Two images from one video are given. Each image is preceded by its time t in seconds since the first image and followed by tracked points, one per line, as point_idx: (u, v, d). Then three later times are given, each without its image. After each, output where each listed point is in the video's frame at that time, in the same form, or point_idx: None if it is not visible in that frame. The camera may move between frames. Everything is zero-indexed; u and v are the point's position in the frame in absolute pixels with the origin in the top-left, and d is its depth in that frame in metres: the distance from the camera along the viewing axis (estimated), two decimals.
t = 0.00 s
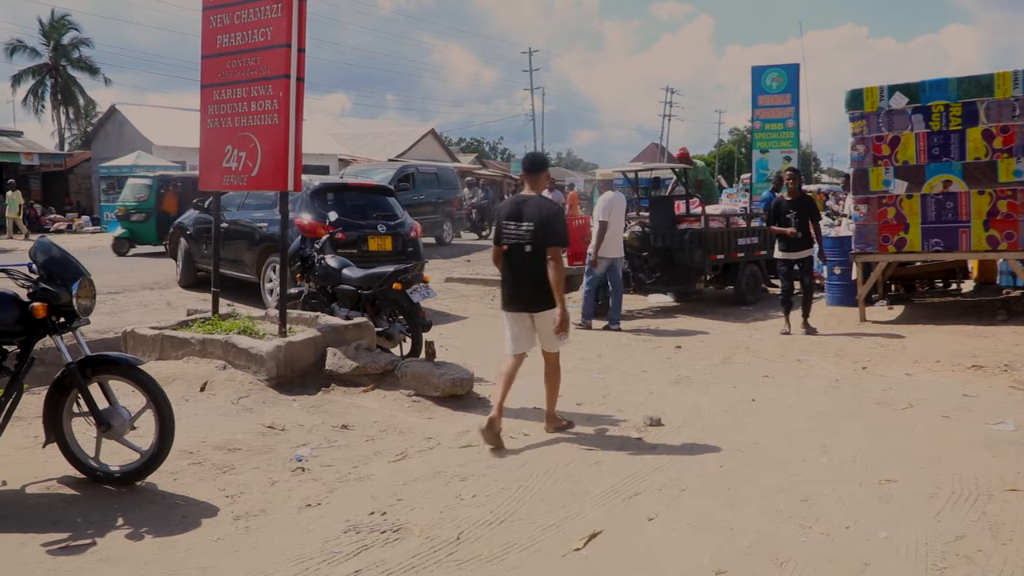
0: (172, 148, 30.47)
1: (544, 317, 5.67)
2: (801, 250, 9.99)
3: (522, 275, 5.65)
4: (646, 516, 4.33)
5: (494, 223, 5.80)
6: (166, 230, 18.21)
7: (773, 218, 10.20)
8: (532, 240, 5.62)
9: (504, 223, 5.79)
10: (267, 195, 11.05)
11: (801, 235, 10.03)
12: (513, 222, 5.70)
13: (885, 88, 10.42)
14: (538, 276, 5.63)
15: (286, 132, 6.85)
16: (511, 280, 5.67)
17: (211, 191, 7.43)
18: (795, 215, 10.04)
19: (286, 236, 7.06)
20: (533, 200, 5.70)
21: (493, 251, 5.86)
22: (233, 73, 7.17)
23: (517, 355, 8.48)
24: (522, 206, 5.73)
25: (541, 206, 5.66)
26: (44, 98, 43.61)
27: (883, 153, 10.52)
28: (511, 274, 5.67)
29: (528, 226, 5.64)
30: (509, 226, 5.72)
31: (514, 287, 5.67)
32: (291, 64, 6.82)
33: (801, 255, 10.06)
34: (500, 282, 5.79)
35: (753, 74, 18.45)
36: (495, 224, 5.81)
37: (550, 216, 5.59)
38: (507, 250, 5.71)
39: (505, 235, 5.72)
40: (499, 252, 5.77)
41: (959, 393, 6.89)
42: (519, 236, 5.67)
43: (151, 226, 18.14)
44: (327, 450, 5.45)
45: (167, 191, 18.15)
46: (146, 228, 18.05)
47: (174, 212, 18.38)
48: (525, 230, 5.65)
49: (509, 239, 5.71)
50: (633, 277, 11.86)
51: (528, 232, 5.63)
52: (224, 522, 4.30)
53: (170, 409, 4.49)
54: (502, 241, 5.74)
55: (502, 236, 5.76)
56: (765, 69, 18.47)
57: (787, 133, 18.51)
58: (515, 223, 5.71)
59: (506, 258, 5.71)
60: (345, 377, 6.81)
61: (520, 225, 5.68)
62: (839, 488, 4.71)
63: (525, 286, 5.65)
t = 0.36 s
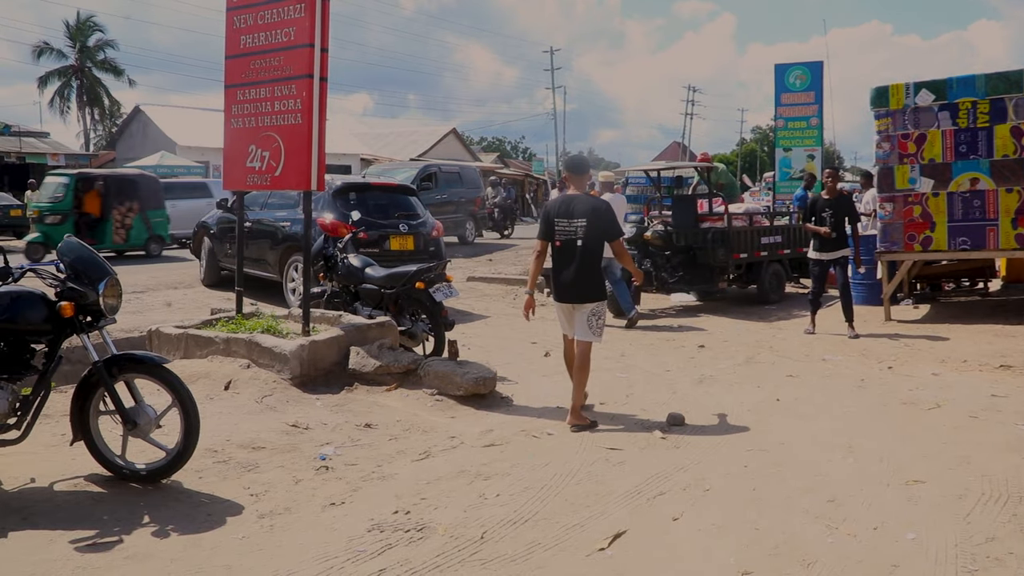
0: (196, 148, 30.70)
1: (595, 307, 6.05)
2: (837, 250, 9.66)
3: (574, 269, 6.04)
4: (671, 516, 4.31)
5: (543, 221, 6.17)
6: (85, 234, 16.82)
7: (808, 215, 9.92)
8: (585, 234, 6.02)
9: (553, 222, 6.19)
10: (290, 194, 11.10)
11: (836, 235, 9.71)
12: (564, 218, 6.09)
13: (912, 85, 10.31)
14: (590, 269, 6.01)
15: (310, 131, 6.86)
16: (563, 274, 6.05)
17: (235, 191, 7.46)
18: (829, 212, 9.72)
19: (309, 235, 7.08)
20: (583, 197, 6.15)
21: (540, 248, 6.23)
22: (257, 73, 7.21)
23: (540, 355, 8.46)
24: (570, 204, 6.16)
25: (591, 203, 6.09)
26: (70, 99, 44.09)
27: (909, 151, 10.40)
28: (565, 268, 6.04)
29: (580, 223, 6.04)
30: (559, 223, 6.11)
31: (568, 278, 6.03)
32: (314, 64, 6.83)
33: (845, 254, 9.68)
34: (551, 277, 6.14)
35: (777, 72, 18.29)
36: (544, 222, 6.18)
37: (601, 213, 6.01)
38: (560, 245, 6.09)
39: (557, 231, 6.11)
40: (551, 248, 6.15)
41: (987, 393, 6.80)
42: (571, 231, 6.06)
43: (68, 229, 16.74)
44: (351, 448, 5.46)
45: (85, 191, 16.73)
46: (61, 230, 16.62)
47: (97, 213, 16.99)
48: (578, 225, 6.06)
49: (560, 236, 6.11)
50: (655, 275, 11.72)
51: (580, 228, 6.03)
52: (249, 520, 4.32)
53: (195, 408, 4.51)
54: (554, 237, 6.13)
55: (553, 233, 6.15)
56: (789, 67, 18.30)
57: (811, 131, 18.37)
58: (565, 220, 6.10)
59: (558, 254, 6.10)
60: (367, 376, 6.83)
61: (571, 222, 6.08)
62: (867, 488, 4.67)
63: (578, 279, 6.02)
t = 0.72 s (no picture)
0: (214, 145, 30.83)
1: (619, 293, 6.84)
2: (866, 249, 9.50)
3: (601, 260, 6.78)
4: (689, 514, 4.29)
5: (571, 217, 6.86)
6: None
7: (845, 209, 9.77)
8: (611, 229, 6.77)
9: (579, 217, 6.89)
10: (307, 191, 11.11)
11: (868, 232, 9.52)
12: (592, 214, 6.81)
13: (933, 81, 10.25)
14: (615, 260, 6.78)
15: (328, 128, 6.88)
16: (591, 265, 6.78)
17: (254, 188, 7.49)
18: (864, 208, 9.49)
19: (328, 232, 7.09)
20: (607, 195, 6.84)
21: (568, 241, 6.94)
22: (275, 70, 7.23)
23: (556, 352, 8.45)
24: (596, 201, 6.86)
25: (615, 200, 6.81)
26: (90, 97, 44.40)
27: (929, 148, 10.31)
28: (593, 260, 6.76)
29: (607, 218, 6.77)
30: (587, 219, 6.83)
31: (596, 269, 6.78)
32: (332, 61, 6.85)
33: (876, 252, 9.51)
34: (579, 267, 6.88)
35: (795, 69, 18.15)
36: (573, 218, 6.89)
37: (625, 209, 6.75)
38: (588, 239, 6.82)
39: (585, 227, 6.82)
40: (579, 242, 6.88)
41: (1009, 392, 6.73)
42: (598, 226, 6.78)
43: None
44: (369, 445, 5.47)
45: None
46: None
47: None
48: (604, 221, 6.78)
49: (588, 230, 6.83)
50: (673, 273, 11.45)
51: (607, 223, 6.75)
52: (267, 516, 4.34)
53: (214, 404, 4.53)
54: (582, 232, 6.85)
55: (580, 228, 6.86)
56: (807, 63, 18.14)
57: (830, 128, 18.23)
58: (592, 216, 6.81)
59: (586, 246, 6.83)
60: (385, 372, 6.84)
61: (598, 217, 6.79)
62: (887, 487, 4.63)
63: (604, 268, 6.78)
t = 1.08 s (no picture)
0: (223, 145, 30.91)
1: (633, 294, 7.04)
2: (875, 247, 9.47)
3: (618, 262, 6.97)
4: (698, 513, 4.28)
5: (590, 219, 7.02)
6: None
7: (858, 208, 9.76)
8: (629, 233, 6.97)
9: (597, 219, 7.06)
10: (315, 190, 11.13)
11: (878, 230, 9.48)
12: (611, 217, 6.99)
13: (942, 78, 10.21)
14: (632, 262, 6.99)
15: (336, 127, 6.88)
16: (609, 265, 6.96)
17: (262, 187, 7.51)
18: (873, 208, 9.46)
19: (336, 231, 7.09)
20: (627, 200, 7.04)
21: (585, 242, 7.08)
22: (284, 69, 7.24)
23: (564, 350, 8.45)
24: (614, 205, 7.06)
25: (634, 204, 7.03)
26: (99, 97, 44.56)
27: (939, 145, 10.29)
28: (611, 260, 6.95)
29: (626, 221, 6.97)
30: (606, 222, 7.01)
31: (613, 269, 6.96)
32: (340, 60, 6.85)
33: (885, 251, 9.48)
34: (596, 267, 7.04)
35: (803, 67, 18.09)
36: (591, 219, 7.05)
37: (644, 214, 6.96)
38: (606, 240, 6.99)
39: (603, 228, 7.00)
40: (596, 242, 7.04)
41: (1019, 390, 6.70)
42: (617, 229, 6.98)
43: None
44: (377, 444, 5.48)
45: None
46: None
47: None
48: (624, 224, 6.98)
49: (606, 232, 7.01)
50: (681, 271, 11.43)
51: (626, 226, 6.96)
52: (276, 514, 4.35)
53: (223, 403, 4.54)
54: (600, 233, 7.02)
55: (599, 229, 7.02)
56: (815, 61, 18.08)
57: (838, 126, 18.18)
58: (611, 218, 7.00)
59: (604, 248, 7.00)
60: (393, 371, 6.84)
61: (617, 220, 6.99)
62: (896, 486, 4.62)
63: (621, 270, 6.96)
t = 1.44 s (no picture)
0: (226, 143, 30.95)
1: (636, 282, 7.56)
2: (878, 246, 9.46)
3: (625, 253, 7.52)
4: (700, 512, 4.29)
5: (600, 213, 7.55)
6: None
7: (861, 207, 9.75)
8: (636, 226, 7.50)
9: (607, 213, 7.59)
10: (318, 188, 11.14)
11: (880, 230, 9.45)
12: (619, 212, 7.52)
13: (946, 78, 10.19)
14: (638, 253, 7.53)
15: (339, 125, 6.88)
16: (616, 255, 7.50)
17: (266, 185, 7.52)
18: (874, 208, 9.44)
19: (339, 230, 7.08)
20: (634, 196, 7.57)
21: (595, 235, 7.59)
22: (287, 68, 7.25)
23: (567, 349, 8.45)
24: (622, 200, 7.58)
25: (640, 199, 7.57)
26: (103, 95, 44.62)
27: (942, 145, 10.26)
28: (618, 251, 7.48)
29: (633, 215, 7.51)
30: (615, 216, 7.54)
31: (621, 259, 7.50)
32: (344, 58, 6.85)
33: (888, 251, 9.46)
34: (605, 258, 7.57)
35: (807, 66, 18.07)
36: (601, 214, 7.58)
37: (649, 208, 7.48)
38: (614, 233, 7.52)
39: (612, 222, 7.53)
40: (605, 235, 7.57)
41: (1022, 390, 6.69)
42: (624, 223, 7.51)
43: None
44: (379, 442, 5.48)
45: None
46: None
47: None
48: (632, 218, 7.51)
49: (616, 225, 7.54)
50: (685, 270, 11.41)
51: (634, 219, 7.50)
52: (279, 512, 4.36)
53: (226, 401, 4.55)
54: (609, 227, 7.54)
55: (608, 222, 7.56)
56: (819, 60, 18.06)
57: (842, 125, 18.15)
58: (620, 212, 7.54)
59: (612, 240, 7.53)
60: (396, 369, 6.85)
61: (625, 214, 7.53)
62: (899, 486, 4.61)
63: (628, 261, 7.49)
